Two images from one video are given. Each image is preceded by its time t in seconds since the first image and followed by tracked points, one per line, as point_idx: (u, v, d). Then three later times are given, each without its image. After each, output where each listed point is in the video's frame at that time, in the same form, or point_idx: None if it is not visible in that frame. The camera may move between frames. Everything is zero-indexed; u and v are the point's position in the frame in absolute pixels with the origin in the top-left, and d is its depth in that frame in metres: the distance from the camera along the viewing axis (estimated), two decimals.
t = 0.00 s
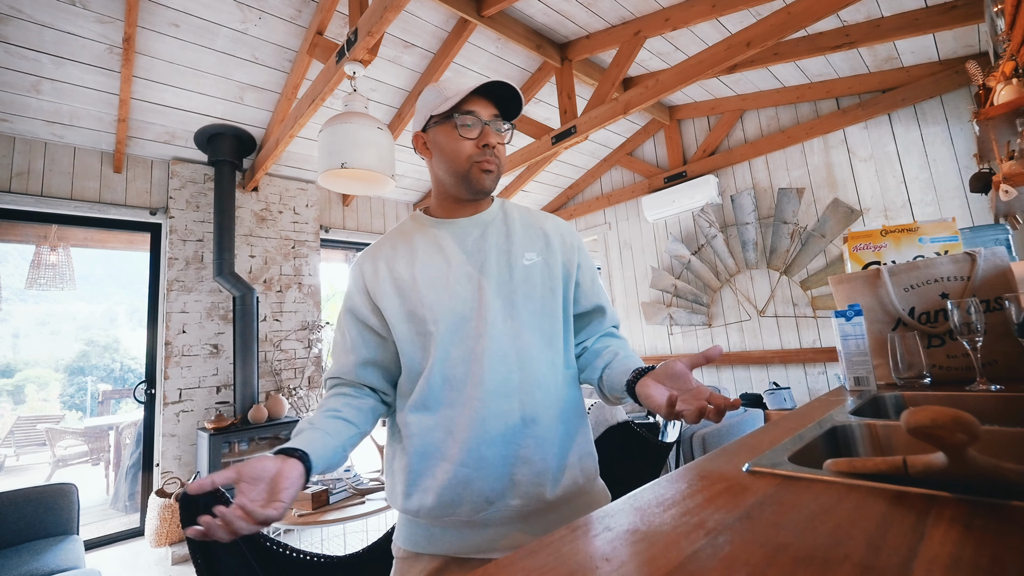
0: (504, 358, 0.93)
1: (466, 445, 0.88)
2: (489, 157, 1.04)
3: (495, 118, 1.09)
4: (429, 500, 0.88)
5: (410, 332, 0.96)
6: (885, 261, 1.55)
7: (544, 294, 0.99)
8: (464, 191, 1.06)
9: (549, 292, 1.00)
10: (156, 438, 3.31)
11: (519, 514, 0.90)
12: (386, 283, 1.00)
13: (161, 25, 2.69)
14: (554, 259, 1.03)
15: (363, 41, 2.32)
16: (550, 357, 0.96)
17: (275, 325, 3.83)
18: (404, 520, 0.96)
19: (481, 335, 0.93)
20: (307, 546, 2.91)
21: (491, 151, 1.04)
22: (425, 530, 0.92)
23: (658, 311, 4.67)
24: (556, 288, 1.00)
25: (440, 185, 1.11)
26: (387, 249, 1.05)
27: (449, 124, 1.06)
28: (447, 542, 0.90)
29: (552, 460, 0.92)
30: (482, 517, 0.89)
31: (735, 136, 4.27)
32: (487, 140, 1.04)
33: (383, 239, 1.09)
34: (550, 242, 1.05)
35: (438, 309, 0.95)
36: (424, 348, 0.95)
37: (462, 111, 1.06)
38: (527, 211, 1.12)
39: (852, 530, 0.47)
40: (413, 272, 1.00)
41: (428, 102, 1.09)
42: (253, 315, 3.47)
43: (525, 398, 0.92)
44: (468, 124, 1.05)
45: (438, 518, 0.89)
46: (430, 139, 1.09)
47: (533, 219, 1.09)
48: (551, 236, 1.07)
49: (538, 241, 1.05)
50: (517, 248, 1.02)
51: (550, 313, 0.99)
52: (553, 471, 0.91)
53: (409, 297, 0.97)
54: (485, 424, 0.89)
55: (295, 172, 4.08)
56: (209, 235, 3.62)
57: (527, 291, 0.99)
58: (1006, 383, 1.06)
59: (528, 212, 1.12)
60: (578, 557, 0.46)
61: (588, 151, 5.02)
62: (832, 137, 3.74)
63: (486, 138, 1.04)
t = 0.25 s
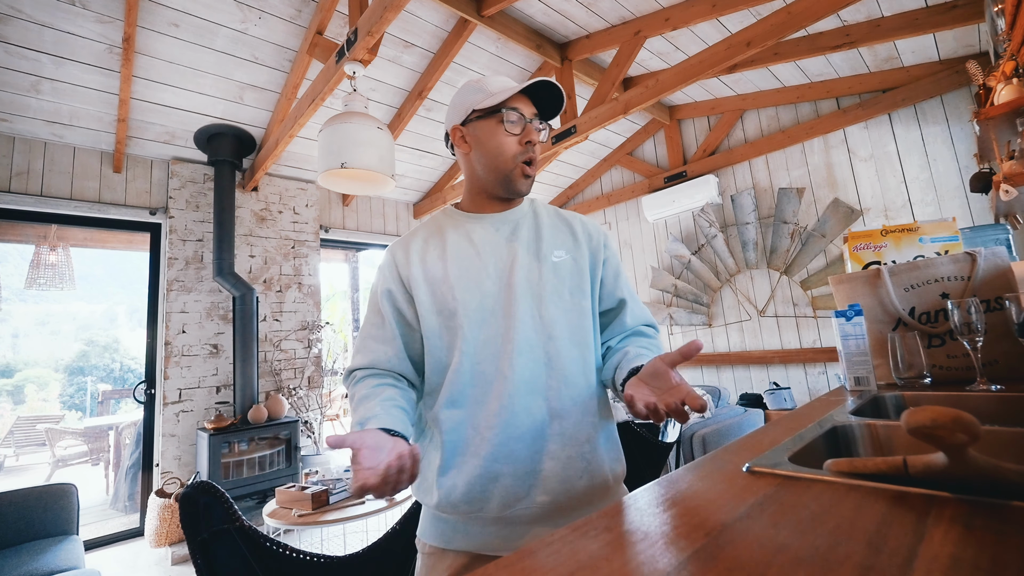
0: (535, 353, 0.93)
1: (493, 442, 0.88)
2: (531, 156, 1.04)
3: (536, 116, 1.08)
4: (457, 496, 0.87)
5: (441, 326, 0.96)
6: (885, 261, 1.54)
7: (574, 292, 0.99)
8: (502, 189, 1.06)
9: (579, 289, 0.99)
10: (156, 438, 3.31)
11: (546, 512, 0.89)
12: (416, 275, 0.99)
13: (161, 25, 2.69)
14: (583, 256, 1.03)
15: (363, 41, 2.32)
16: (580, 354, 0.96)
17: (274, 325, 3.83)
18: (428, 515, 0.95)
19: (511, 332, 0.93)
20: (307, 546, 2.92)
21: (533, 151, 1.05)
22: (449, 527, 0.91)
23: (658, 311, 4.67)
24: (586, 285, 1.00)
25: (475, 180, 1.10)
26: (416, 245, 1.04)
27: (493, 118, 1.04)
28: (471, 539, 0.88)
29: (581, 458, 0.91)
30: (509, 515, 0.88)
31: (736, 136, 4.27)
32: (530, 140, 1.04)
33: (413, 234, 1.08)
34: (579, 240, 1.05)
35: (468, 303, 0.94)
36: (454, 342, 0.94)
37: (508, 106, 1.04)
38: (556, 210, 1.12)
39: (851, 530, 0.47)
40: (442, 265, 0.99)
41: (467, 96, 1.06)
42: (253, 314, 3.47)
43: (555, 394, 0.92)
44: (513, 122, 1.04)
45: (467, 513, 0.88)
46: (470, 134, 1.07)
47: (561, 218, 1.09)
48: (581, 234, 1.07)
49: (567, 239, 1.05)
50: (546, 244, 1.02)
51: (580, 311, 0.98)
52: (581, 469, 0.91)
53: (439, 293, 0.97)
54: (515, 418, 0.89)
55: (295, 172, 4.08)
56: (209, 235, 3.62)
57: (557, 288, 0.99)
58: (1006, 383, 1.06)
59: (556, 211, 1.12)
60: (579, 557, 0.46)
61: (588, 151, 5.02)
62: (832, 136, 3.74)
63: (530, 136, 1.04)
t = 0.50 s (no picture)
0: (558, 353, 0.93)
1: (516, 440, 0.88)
2: (559, 166, 1.01)
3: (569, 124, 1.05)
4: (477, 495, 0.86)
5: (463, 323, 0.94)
6: (886, 261, 1.54)
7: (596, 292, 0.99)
8: (527, 195, 1.04)
9: (601, 290, 1.00)
10: (156, 438, 3.31)
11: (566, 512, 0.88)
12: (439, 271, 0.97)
13: (161, 25, 2.69)
14: (604, 258, 1.03)
15: (363, 41, 2.32)
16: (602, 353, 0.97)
17: (274, 325, 3.83)
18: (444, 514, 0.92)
19: (536, 330, 0.92)
20: (307, 546, 2.91)
21: (562, 162, 1.02)
22: (469, 526, 0.89)
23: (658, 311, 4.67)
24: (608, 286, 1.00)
25: (500, 182, 1.08)
26: (439, 239, 1.02)
27: (527, 123, 1.00)
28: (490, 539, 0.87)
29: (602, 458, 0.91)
30: (532, 513, 0.86)
31: (736, 136, 4.26)
32: (561, 151, 1.01)
33: (436, 227, 1.06)
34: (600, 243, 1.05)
35: (491, 301, 0.94)
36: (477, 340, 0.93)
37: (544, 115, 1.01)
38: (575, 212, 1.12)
39: (852, 530, 0.47)
40: (464, 262, 0.98)
41: (502, 96, 1.02)
42: (253, 315, 3.47)
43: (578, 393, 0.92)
44: (546, 129, 1.00)
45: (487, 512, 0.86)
46: (500, 136, 1.03)
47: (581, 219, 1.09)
48: (601, 236, 1.07)
49: (587, 240, 1.05)
50: (568, 244, 1.02)
51: (603, 312, 0.98)
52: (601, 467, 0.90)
53: (464, 288, 0.95)
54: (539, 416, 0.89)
55: (295, 172, 4.08)
56: (209, 235, 3.62)
57: (580, 288, 0.99)
58: (1007, 383, 1.06)
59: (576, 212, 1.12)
60: (578, 557, 0.46)
61: (588, 151, 5.01)
62: (832, 136, 3.74)
63: (561, 147, 1.01)
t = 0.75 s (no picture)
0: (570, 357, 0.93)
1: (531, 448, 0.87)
2: (576, 165, 1.01)
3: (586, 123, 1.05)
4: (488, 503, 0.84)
5: (473, 327, 0.92)
6: (886, 261, 1.54)
7: (604, 295, 1.00)
8: (539, 190, 1.02)
9: (608, 295, 1.01)
10: (156, 438, 3.31)
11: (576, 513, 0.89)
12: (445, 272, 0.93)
13: (161, 25, 2.69)
14: (609, 262, 1.05)
15: (363, 40, 2.32)
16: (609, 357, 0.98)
17: (274, 325, 3.83)
18: (448, 525, 0.90)
19: (546, 333, 0.92)
20: (307, 546, 2.91)
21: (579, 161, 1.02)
22: (478, 536, 0.87)
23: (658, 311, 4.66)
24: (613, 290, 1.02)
25: (510, 174, 1.05)
26: (439, 235, 0.98)
27: (550, 117, 0.98)
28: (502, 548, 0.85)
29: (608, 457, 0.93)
30: (544, 519, 0.86)
31: (736, 135, 4.26)
32: (581, 150, 1.01)
33: (433, 223, 1.02)
34: (604, 247, 1.06)
35: (503, 306, 0.92)
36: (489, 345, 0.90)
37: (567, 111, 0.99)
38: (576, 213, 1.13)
39: (852, 530, 0.46)
40: (472, 263, 0.94)
41: (524, 85, 1.00)
42: (252, 315, 3.47)
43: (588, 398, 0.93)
44: (568, 126, 0.99)
45: (499, 521, 0.85)
46: (518, 126, 1.00)
47: (583, 221, 1.10)
48: (606, 240, 1.09)
49: (592, 243, 1.06)
50: (574, 248, 1.02)
51: (610, 315, 1.00)
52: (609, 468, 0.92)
53: (473, 291, 0.93)
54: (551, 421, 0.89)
55: (294, 172, 4.07)
56: (208, 235, 3.62)
57: (589, 292, 0.99)
58: (1007, 384, 1.05)
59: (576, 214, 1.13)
60: (578, 557, 0.46)
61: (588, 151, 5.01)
62: (832, 136, 3.74)
63: (581, 147, 1.01)
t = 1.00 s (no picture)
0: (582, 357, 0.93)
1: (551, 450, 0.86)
2: (568, 163, 0.99)
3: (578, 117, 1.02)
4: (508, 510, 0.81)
5: (484, 331, 0.87)
6: (886, 261, 1.54)
7: (599, 290, 1.03)
8: (529, 186, 1.00)
9: (601, 289, 1.03)
10: (156, 438, 3.31)
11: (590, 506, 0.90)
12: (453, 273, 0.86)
13: (161, 25, 2.69)
14: (598, 256, 1.08)
15: (363, 40, 2.32)
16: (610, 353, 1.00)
17: (274, 325, 3.83)
18: (465, 544, 0.85)
19: (560, 332, 0.91)
20: (307, 546, 2.91)
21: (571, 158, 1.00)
22: (498, 548, 0.83)
23: (659, 311, 4.66)
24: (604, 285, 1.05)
25: (499, 168, 1.01)
26: (438, 235, 0.90)
27: (542, 112, 0.95)
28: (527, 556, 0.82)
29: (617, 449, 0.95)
30: (564, 516, 0.86)
31: (736, 135, 4.26)
32: (572, 147, 0.99)
33: (424, 220, 0.93)
34: (592, 242, 1.09)
35: (518, 307, 0.89)
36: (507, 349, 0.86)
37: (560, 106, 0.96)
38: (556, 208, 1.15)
39: (853, 531, 0.46)
40: (482, 263, 0.89)
41: (515, 76, 0.95)
42: (252, 315, 3.47)
43: (598, 394, 0.94)
44: (561, 122, 0.96)
45: (525, 529, 0.82)
46: (509, 119, 0.96)
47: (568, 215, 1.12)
48: (590, 234, 1.11)
49: (583, 238, 1.08)
50: (572, 244, 1.03)
51: (605, 310, 1.02)
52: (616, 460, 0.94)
53: (485, 293, 0.88)
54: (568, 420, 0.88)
55: (294, 172, 4.07)
56: (208, 235, 3.62)
57: (589, 287, 1.01)
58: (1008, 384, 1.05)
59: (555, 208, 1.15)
60: (578, 557, 0.46)
61: (588, 151, 5.01)
62: (832, 136, 3.74)
63: (573, 144, 0.98)
